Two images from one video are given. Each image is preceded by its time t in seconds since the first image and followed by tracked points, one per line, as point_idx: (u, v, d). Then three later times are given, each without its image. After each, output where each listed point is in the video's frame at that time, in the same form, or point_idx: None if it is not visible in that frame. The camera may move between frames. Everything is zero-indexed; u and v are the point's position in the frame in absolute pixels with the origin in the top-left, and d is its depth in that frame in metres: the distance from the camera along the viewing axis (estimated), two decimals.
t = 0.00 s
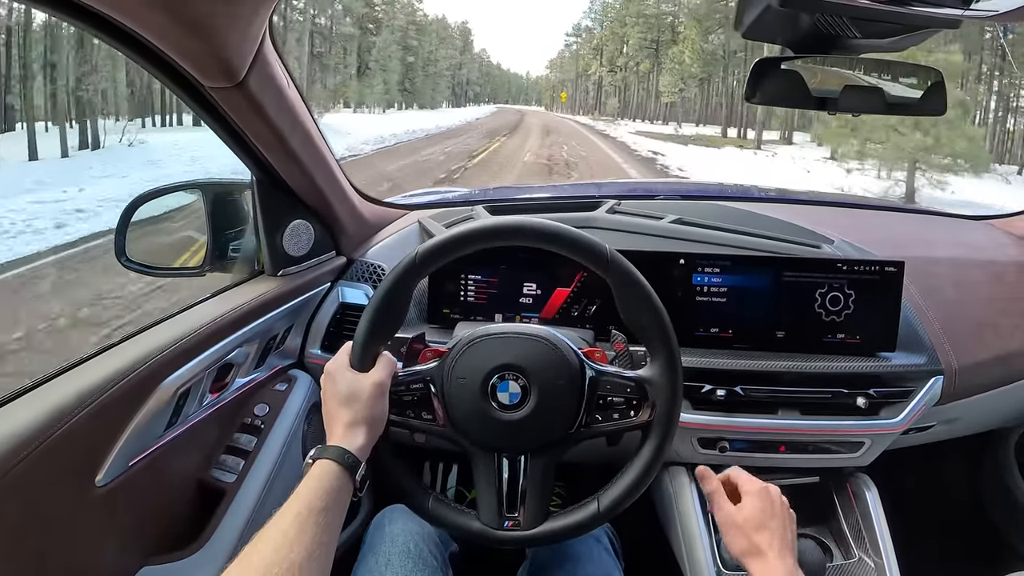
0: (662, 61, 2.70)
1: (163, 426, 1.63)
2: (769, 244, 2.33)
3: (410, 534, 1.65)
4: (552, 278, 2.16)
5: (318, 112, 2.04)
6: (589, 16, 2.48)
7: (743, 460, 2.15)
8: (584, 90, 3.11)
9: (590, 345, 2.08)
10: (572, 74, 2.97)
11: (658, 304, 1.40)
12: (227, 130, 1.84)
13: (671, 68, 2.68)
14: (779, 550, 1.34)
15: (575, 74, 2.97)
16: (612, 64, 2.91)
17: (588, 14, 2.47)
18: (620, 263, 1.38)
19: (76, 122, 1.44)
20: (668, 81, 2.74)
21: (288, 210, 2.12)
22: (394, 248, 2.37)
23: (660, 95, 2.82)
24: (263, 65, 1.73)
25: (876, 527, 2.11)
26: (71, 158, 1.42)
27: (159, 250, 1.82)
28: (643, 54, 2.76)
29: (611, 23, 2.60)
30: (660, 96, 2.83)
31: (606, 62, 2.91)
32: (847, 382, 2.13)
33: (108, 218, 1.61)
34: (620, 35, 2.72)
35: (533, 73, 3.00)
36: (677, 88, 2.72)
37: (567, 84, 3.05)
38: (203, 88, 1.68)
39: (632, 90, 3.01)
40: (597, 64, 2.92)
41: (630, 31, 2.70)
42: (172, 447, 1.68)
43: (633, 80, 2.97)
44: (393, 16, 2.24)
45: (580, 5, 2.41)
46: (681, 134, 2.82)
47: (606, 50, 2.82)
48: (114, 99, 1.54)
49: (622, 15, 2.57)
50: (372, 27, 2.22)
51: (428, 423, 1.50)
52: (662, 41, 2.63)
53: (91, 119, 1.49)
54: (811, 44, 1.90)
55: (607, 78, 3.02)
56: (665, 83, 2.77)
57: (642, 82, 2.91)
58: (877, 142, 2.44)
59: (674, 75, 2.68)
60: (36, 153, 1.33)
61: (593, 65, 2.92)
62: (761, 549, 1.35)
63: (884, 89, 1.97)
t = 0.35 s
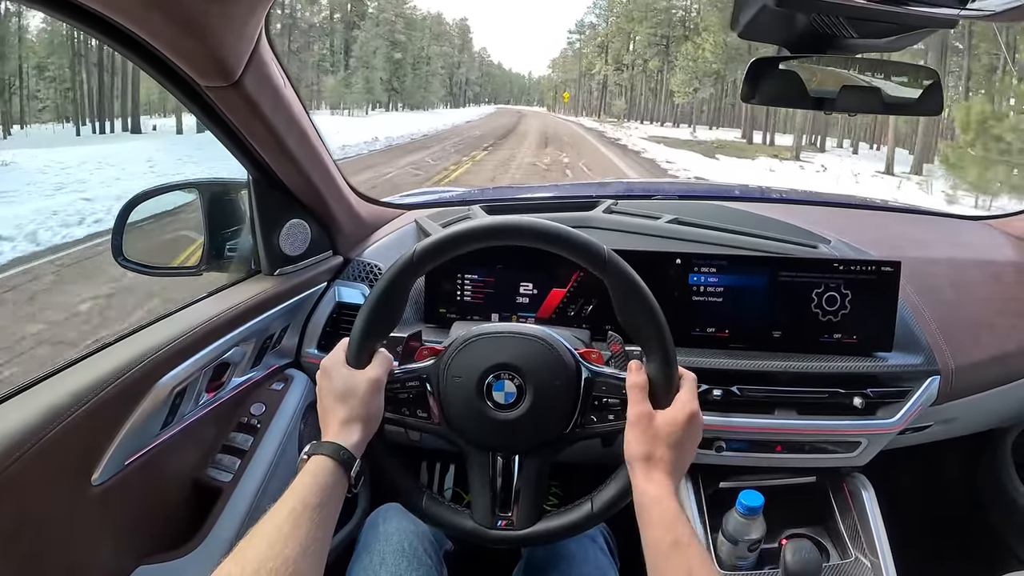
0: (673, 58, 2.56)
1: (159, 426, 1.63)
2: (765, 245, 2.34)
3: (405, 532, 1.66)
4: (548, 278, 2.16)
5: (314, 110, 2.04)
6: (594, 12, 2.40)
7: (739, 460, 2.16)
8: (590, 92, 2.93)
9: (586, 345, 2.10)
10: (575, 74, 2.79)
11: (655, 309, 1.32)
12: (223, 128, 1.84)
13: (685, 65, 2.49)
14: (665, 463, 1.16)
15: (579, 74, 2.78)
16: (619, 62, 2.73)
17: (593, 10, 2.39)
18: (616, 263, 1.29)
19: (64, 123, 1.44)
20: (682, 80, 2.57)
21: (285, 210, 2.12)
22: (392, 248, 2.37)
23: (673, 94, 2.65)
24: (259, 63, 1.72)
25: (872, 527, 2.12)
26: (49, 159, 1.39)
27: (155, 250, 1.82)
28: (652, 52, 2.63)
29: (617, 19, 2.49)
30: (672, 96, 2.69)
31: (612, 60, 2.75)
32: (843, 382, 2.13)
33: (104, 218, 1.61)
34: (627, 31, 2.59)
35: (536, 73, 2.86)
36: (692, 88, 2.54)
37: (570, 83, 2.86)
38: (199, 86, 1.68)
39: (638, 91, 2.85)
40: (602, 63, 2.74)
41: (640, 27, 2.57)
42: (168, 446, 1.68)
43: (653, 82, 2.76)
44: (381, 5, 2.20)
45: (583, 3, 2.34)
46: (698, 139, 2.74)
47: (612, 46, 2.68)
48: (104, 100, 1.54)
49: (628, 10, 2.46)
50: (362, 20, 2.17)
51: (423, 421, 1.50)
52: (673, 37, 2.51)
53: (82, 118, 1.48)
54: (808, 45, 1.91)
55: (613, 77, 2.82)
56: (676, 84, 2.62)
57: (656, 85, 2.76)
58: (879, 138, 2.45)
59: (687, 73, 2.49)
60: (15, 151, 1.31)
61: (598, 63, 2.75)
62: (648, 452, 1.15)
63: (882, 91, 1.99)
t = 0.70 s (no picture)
0: (685, 55, 2.36)
1: (156, 426, 1.62)
2: (765, 243, 2.33)
3: (403, 532, 1.65)
4: (547, 276, 2.15)
5: (313, 109, 2.03)
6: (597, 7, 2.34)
7: (740, 459, 2.16)
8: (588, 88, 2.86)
9: (586, 343, 2.10)
10: (577, 73, 2.73)
11: (656, 308, 1.30)
12: (219, 125, 1.83)
13: (699, 62, 2.31)
14: (663, 463, 1.14)
15: (582, 73, 2.73)
16: (626, 61, 2.60)
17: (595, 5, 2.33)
18: (618, 261, 1.28)
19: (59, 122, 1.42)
20: (696, 77, 2.37)
21: (283, 208, 2.11)
22: (390, 246, 2.36)
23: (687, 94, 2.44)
24: (257, 57, 1.71)
25: (872, 527, 2.11)
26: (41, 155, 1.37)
27: (153, 248, 1.81)
28: (661, 49, 2.44)
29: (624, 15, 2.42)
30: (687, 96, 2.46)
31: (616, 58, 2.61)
32: (843, 381, 2.13)
33: (101, 216, 1.60)
34: (633, 26, 2.43)
35: (537, 73, 2.81)
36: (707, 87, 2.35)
37: (572, 83, 2.81)
38: (196, 82, 1.66)
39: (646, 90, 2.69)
40: (607, 61, 2.63)
41: (646, 23, 2.40)
42: (165, 445, 1.67)
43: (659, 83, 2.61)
44: None
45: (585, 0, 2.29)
46: (717, 143, 2.51)
47: (613, 43, 2.55)
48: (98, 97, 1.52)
49: (633, 5, 2.32)
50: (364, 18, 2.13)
51: (422, 421, 1.49)
52: (683, 34, 2.30)
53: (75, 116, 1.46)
54: (808, 43, 1.90)
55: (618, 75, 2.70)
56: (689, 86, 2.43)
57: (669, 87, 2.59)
58: (887, 139, 2.40)
59: (702, 70, 2.30)
60: (12, 149, 1.30)
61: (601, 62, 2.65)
62: (645, 453, 1.15)
63: (882, 90, 1.97)
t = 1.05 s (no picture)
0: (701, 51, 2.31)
1: (160, 426, 1.62)
2: (768, 242, 2.33)
3: (408, 532, 1.65)
4: (551, 276, 2.16)
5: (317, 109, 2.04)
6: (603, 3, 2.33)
7: (744, 459, 2.16)
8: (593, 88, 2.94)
9: (591, 343, 2.10)
10: (583, 73, 2.81)
11: (661, 308, 1.30)
12: (224, 126, 1.83)
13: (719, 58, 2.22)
14: (667, 462, 1.14)
15: (588, 72, 2.79)
16: (634, 57, 2.65)
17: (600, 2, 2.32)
18: (621, 261, 1.28)
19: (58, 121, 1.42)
20: (717, 74, 2.27)
21: (288, 209, 2.12)
22: (394, 247, 2.36)
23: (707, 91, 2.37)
24: (262, 59, 1.72)
25: (876, 526, 2.11)
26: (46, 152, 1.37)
27: (158, 249, 1.82)
28: (674, 45, 2.43)
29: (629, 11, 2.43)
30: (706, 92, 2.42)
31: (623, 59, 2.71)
32: (847, 381, 2.13)
33: (106, 217, 1.60)
34: (644, 21, 2.45)
35: (542, 72, 2.88)
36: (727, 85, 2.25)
37: (578, 83, 2.89)
38: (201, 83, 1.67)
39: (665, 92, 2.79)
40: (614, 59, 2.69)
41: (659, 15, 2.37)
42: (170, 446, 1.68)
43: (670, 83, 2.67)
44: None
45: None
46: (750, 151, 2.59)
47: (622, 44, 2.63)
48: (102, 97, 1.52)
49: None
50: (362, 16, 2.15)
51: (427, 422, 1.49)
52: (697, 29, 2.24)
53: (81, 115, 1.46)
54: (809, 42, 1.92)
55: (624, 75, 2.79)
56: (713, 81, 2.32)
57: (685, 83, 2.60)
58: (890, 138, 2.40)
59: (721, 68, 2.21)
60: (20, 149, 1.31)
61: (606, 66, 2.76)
62: (649, 452, 1.15)
63: (887, 91, 1.95)
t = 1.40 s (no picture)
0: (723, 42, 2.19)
1: (165, 426, 1.62)
2: (773, 244, 2.33)
3: (413, 531, 1.65)
4: (556, 277, 2.15)
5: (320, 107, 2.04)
6: None
7: (748, 460, 2.15)
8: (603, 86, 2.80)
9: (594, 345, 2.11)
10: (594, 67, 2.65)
11: (666, 309, 1.29)
12: (229, 124, 1.84)
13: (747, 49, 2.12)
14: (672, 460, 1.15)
15: (597, 67, 2.62)
16: (648, 54, 2.44)
17: None
18: (625, 261, 1.27)
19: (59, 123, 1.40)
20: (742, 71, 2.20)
21: (292, 209, 2.12)
22: (398, 247, 2.36)
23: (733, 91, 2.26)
24: (268, 60, 1.72)
25: (880, 528, 2.10)
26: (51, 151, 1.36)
27: (164, 248, 1.83)
28: (692, 39, 2.25)
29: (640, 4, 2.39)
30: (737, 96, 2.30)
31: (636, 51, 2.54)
32: (853, 383, 2.12)
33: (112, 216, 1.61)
34: (660, 15, 2.30)
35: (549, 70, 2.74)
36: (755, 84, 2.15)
37: (586, 80, 2.69)
38: (206, 83, 1.67)
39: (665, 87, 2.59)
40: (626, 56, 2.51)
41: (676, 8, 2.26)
42: (175, 445, 1.68)
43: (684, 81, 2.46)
44: None
45: None
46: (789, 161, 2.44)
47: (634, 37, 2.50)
48: (104, 96, 1.51)
49: None
50: (369, 15, 2.14)
51: (432, 424, 1.48)
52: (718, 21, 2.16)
53: (83, 114, 1.45)
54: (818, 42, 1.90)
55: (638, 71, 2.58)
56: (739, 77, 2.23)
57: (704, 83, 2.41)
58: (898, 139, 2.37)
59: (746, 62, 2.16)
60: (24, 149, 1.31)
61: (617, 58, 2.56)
62: (654, 450, 1.15)
63: (892, 92, 1.94)
